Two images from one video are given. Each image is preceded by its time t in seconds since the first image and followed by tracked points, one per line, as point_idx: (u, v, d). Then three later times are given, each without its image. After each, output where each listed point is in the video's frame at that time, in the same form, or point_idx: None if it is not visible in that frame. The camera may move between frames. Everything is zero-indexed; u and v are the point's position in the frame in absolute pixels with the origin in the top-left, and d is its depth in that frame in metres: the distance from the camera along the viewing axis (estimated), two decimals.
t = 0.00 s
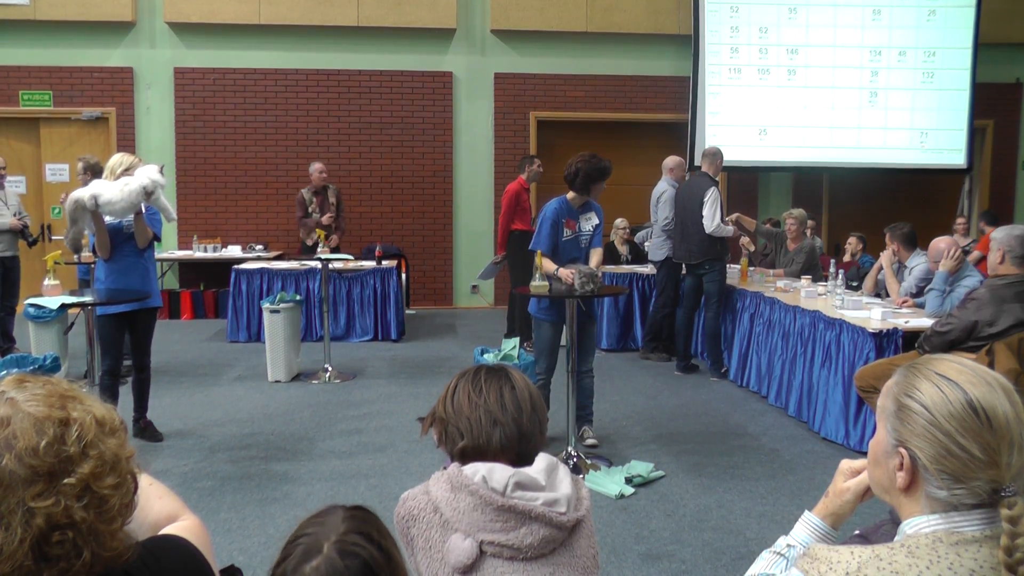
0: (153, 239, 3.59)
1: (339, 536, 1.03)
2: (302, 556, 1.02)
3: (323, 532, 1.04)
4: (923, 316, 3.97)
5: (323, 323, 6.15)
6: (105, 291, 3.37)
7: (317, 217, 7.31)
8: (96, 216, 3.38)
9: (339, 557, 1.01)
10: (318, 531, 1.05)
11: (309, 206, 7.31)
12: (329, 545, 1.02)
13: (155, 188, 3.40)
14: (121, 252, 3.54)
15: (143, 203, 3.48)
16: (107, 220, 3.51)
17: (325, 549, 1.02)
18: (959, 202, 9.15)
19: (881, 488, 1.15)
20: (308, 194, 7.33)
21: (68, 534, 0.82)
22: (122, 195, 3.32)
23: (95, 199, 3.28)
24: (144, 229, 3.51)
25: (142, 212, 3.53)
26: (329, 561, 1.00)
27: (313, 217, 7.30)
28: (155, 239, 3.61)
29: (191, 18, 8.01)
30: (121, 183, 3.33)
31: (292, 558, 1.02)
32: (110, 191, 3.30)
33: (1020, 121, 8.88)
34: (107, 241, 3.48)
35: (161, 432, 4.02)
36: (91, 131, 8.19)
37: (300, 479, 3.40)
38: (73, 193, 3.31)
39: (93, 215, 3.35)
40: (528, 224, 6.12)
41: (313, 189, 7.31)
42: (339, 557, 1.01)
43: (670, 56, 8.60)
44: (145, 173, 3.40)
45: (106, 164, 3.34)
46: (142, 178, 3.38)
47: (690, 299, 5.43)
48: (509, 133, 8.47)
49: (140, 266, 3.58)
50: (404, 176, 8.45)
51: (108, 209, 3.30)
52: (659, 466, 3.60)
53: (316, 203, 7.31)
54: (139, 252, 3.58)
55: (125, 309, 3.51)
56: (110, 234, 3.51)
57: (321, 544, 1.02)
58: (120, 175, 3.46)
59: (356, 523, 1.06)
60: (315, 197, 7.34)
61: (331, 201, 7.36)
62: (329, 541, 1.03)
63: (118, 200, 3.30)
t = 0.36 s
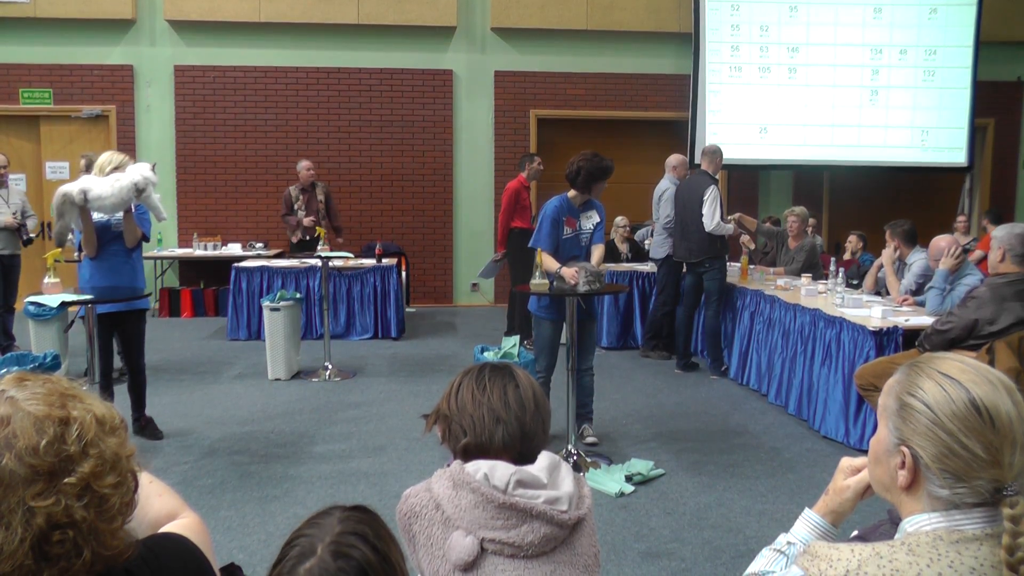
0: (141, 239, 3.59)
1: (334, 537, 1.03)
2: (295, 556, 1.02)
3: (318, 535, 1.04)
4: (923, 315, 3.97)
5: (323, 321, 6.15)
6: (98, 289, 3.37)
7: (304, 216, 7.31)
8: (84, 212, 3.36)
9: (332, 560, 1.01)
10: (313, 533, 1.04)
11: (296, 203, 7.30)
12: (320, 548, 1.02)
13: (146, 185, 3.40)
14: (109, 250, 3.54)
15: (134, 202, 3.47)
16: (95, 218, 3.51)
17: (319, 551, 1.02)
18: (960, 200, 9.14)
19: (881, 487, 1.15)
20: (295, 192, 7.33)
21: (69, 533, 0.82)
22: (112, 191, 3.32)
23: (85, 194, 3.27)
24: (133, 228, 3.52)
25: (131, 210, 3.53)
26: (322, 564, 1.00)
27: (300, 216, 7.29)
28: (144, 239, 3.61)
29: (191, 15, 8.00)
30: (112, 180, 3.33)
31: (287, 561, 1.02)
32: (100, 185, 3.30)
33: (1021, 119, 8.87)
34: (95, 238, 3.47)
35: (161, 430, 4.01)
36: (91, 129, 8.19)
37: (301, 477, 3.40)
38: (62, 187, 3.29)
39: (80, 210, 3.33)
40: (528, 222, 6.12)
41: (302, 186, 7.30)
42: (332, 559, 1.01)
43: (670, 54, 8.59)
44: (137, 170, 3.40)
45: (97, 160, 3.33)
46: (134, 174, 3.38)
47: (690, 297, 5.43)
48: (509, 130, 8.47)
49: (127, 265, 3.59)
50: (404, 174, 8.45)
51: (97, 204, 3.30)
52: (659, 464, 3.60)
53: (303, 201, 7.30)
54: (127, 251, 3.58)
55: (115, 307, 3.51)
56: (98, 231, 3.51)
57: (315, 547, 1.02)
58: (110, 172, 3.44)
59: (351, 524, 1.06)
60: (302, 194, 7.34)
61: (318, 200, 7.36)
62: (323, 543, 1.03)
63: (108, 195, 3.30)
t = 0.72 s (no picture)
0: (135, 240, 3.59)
1: (341, 515, 1.05)
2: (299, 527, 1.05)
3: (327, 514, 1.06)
4: (922, 312, 3.97)
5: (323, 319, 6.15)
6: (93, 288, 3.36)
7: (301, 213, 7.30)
8: (77, 211, 3.35)
9: (335, 531, 1.02)
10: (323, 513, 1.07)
11: (293, 199, 7.29)
12: (327, 519, 1.04)
13: (142, 186, 3.40)
14: (99, 250, 3.53)
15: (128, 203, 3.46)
16: (88, 218, 3.52)
17: (325, 522, 1.04)
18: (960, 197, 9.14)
19: (882, 483, 1.15)
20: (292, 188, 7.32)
21: (68, 531, 0.82)
22: (108, 190, 3.32)
23: (79, 192, 3.27)
24: (126, 229, 3.51)
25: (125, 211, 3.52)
26: (325, 533, 1.02)
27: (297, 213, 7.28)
28: (137, 240, 3.60)
29: (190, 13, 7.98)
30: (108, 179, 3.33)
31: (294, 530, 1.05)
32: (95, 184, 3.30)
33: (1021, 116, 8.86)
34: (86, 237, 3.47)
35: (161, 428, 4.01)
36: (90, 127, 8.18)
37: (301, 474, 3.40)
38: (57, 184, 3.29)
39: (74, 209, 3.32)
40: (528, 220, 6.11)
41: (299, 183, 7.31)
42: (337, 529, 1.02)
43: (670, 51, 8.59)
44: (133, 171, 3.40)
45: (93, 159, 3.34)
46: (130, 175, 3.38)
47: (690, 294, 5.43)
48: (509, 128, 8.47)
49: (118, 266, 3.58)
50: (405, 172, 8.44)
51: (92, 203, 3.30)
52: (660, 461, 3.60)
53: (301, 197, 7.30)
54: (119, 252, 3.58)
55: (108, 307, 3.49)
56: (90, 231, 3.51)
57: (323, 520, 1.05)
58: (103, 171, 3.44)
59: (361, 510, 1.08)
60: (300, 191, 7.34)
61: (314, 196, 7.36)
62: (328, 518, 1.05)
63: (103, 194, 3.30)
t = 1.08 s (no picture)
0: (144, 235, 3.56)
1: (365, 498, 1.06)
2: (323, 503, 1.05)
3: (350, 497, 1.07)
4: (923, 309, 3.96)
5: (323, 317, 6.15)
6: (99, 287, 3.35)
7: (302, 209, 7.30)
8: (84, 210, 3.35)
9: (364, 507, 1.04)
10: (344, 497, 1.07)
11: (293, 196, 7.28)
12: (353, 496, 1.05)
13: (147, 181, 3.38)
14: (109, 248, 3.51)
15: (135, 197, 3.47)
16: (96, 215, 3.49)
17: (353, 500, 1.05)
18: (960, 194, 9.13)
19: (882, 480, 1.15)
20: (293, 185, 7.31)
21: (68, 528, 0.82)
22: (113, 188, 3.30)
23: (85, 191, 3.26)
24: (134, 225, 3.48)
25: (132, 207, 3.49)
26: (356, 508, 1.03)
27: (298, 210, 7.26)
28: (146, 235, 3.58)
29: (190, 11, 7.97)
30: (113, 176, 3.31)
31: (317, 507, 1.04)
32: (100, 183, 3.28)
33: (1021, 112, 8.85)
34: (95, 236, 3.44)
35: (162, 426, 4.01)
36: (90, 125, 8.18)
37: (301, 472, 3.40)
38: (62, 185, 3.30)
39: (80, 209, 3.32)
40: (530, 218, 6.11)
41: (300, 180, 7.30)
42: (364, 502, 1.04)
43: (670, 48, 8.58)
44: (137, 166, 3.38)
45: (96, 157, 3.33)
46: (134, 171, 3.36)
47: (689, 291, 5.42)
48: (508, 126, 8.46)
49: (128, 262, 3.55)
50: (404, 169, 8.44)
51: (98, 201, 3.28)
52: (660, 458, 3.60)
53: (301, 194, 7.30)
54: (128, 248, 3.55)
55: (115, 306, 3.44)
56: (99, 229, 3.48)
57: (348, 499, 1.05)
58: (107, 168, 3.44)
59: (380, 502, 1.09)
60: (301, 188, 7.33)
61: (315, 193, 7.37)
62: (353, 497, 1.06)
63: (109, 192, 3.27)
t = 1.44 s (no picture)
0: (155, 230, 3.54)
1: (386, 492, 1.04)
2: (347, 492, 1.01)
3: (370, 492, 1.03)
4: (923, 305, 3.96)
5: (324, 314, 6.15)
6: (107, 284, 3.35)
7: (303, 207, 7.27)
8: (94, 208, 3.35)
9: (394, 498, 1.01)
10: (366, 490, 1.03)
11: (296, 194, 7.25)
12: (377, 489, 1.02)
13: (154, 175, 3.36)
14: (121, 245, 3.51)
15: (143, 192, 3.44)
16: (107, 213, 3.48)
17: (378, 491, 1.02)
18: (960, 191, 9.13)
19: (882, 477, 1.15)
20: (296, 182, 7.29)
21: (68, 525, 0.82)
22: (119, 184, 3.28)
23: (91, 189, 3.26)
24: (144, 222, 3.47)
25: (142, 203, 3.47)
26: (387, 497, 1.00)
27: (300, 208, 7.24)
28: (157, 230, 3.56)
29: (189, 8, 7.97)
30: (118, 173, 3.30)
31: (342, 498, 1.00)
32: (106, 180, 3.27)
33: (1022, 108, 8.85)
34: (106, 233, 3.44)
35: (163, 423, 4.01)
36: (90, 122, 8.17)
37: (302, 469, 3.40)
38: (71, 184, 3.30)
39: (90, 206, 3.32)
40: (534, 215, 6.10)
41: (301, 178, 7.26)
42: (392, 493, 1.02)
43: (670, 44, 8.57)
44: (144, 161, 3.35)
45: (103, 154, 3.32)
46: (141, 166, 3.33)
47: (683, 288, 5.42)
48: (508, 123, 8.45)
49: (140, 258, 3.54)
50: (404, 166, 8.43)
51: (104, 199, 3.27)
52: (661, 455, 3.60)
53: (303, 191, 7.27)
54: (139, 244, 3.54)
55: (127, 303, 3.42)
56: (110, 226, 3.48)
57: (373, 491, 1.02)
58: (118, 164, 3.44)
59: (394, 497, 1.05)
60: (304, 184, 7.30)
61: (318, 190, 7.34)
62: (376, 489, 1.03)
63: (115, 188, 3.27)
